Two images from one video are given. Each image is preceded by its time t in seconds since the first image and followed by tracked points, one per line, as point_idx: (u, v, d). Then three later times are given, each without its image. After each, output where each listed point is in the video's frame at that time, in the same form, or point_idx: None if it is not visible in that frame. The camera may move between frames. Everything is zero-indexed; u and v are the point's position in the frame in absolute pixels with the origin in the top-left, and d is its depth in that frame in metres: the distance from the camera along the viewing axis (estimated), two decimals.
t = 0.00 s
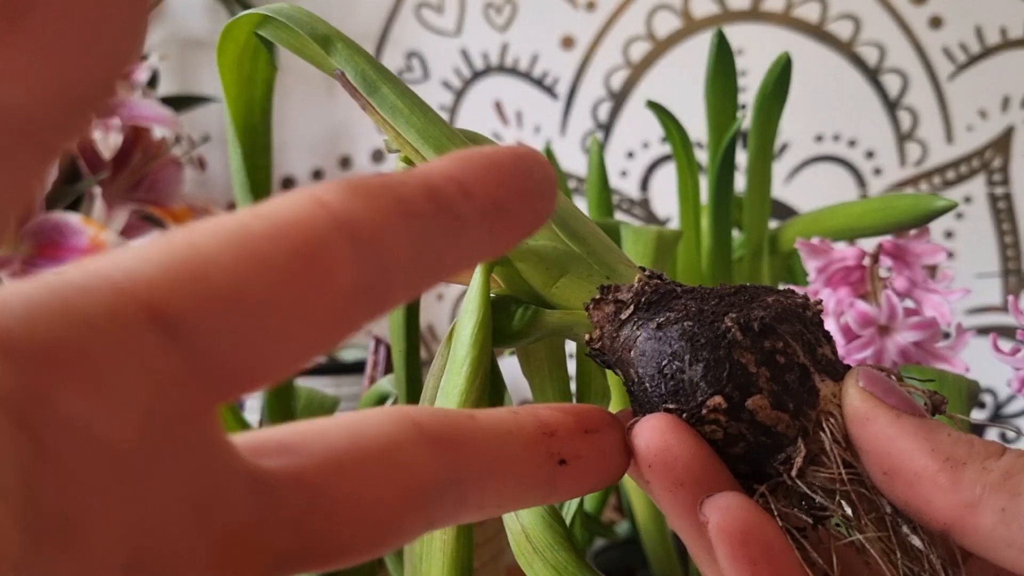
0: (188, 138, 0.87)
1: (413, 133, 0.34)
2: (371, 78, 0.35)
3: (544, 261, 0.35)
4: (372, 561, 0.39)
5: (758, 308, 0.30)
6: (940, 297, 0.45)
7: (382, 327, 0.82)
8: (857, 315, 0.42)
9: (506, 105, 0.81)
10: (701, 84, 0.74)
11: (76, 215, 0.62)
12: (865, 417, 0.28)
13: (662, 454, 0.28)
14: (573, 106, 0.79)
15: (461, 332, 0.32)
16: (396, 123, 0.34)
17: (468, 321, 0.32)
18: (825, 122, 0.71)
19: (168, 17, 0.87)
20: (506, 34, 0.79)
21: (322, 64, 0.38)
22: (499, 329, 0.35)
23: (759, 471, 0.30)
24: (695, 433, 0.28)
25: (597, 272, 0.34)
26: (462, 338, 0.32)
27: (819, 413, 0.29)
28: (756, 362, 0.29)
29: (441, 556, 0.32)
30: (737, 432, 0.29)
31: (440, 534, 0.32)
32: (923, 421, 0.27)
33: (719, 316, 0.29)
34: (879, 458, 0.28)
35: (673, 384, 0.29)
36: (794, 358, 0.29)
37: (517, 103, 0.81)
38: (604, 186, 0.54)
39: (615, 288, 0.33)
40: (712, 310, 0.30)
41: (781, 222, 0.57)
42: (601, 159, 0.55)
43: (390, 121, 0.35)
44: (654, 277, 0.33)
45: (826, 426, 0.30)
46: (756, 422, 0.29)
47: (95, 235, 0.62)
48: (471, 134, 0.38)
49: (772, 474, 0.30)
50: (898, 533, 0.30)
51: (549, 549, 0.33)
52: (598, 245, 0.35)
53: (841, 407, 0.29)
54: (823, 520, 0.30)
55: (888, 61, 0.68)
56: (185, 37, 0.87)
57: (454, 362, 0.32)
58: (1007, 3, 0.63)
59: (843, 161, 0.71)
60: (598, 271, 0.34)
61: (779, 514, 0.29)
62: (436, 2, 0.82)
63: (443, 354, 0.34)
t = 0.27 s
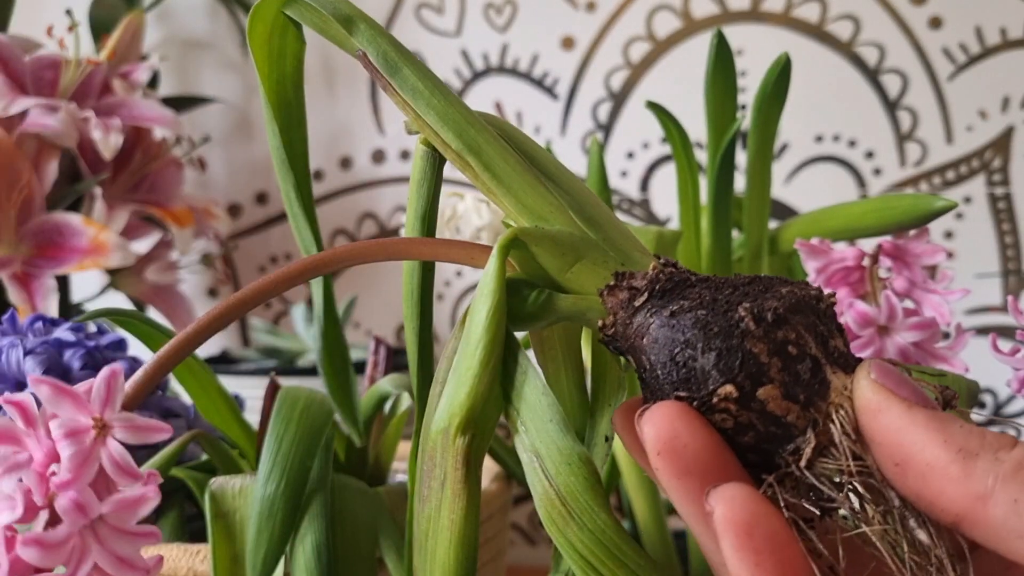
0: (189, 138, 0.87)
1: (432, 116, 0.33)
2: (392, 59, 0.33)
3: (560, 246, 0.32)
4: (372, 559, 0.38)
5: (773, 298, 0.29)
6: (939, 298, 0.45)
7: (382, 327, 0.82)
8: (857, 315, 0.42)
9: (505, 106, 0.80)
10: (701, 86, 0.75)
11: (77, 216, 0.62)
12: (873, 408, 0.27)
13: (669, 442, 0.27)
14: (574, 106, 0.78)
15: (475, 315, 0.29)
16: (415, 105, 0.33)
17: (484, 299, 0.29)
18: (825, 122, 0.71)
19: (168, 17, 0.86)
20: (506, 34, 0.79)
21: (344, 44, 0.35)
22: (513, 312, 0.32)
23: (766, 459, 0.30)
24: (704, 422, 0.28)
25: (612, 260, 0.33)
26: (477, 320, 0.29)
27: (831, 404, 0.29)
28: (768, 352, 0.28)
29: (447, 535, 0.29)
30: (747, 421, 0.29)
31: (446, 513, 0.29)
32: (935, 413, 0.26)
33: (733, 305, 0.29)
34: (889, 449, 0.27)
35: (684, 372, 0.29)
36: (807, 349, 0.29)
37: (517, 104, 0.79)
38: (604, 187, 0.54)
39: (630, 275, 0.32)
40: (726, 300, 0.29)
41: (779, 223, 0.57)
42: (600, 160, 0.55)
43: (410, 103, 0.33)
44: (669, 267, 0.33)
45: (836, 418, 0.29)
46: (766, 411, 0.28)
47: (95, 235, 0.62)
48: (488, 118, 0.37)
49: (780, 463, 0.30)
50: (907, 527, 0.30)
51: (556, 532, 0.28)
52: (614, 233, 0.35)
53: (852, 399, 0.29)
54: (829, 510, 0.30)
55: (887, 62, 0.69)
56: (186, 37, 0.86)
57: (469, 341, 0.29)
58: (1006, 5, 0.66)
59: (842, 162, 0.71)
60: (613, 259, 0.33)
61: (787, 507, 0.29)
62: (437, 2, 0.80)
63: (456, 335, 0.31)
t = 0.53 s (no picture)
0: (189, 139, 0.87)
1: (420, 133, 0.33)
2: (380, 77, 0.33)
3: (544, 263, 0.33)
4: (372, 559, 0.38)
5: (753, 316, 0.29)
6: (938, 297, 0.45)
7: (382, 327, 0.82)
8: (856, 315, 0.42)
9: (505, 106, 0.80)
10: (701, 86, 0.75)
11: (77, 217, 0.62)
12: (854, 425, 0.27)
13: (651, 458, 0.27)
14: (573, 106, 0.78)
15: (463, 330, 0.29)
16: (403, 123, 0.33)
17: (471, 316, 0.29)
18: (824, 122, 0.71)
19: (169, 18, 0.86)
20: (506, 34, 0.79)
21: (332, 61, 0.35)
22: (500, 327, 0.32)
23: (748, 475, 0.30)
24: (686, 438, 0.28)
25: (597, 275, 0.33)
26: (465, 336, 0.29)
27: (811, 421, 0.29)
28: (748, 370, 0.28)
29: (436, 549, 0.29)
30: (728, 438, 0.28)
31: (435, 528, 0.29)
32: (917, 430, 0.26)
33: (714, 322, 0.29)
34: (871, 465, 0.27)
35: (665, 390, 0.29)
36: (787, 366, 0.29)
37: (517, 104, 0.79)
38: (603, 186, 0.54)
39: (614, 290, 0.32)
40: (707, 317, 0.29)
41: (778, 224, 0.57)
42: (599, 161, 0.55)
43: (397, 120, 0.33)
44: (654, 282, 0.33)
45: (816, 435, 0.29)
46: (747, 429, 0.28)
47: (96, 236, 0.62)
48: (475, 133, 0.37)
49: (762, 479, 0.30)
50: (887, 543, 0.30)
51: (542, 544, 0.28)
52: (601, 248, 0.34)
53: (834, 416, 0.29)
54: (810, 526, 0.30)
55: (887, 62, 0.69)
56: (185, 38, 0.86)
57: (456, 358, 0.29)
58: (1006, 6, 0.66)
59: (842, 162, 0.71)
60: (598, 273, 0.33)
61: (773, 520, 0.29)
62: (436, 2, 0.80)
63: (446, 350, 0.31)
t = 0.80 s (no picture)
0: (188, 140, 0.87)
1: (429, 120, 0.33)
2: (390, 66, 0.34)
3: (553, 249, 0.33)
4: (370, 561, 0.38)
5: (762, 301, 0.29)
6: (935, 298, 0.44)
7: (381, 328, 0.82)
8: (852, 316, 0.42)
9: (504, 107, 0.80)
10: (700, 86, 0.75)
11: (76, 218, 0.62)
12: (863, 411, 0.27)
13: (661, 443, 0.27)
14: (572, 107, 0.78)
15: (472, 318, 0.29)
16: (412, 110, 0.33)
17: (479, 303, 0.29)
18: (823, 122, 0.71)
19: (168, 18, 0.86)
20: (504, 35, 0.79)
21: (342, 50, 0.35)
22: (509, 314, 0.32)
23: (758, 460, 0.30)
24: (695, 423, 0.28)
25: (606, 262, 0.33)
26: (472, 323, 0.29)
27: (821, 405, 0.29)
28: (757, 356, 0.28)
29: (444, 534, 0.29)
30: (737, 423, 0.28)
31: (444, 513, 0.29)
32: (925, 414, 0.26)
33: (723, 308, 0.29)
34: (880, 450, 0.27)
35: (674, 375, 0.29)
36: (797, 351, 0.29)
37: (515, 105, 0.79)
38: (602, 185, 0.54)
39: (624, 277, 0.32)
40: (716, 302, 0.29)
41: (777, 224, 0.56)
42: (597, 161, 0.55)
43: (406, 108, 0.33)
44: (663, 268, 0.32)
45: (826, 420, 0.29)
46: (756, 413, 0.28)
47: (94, 237, 0.62)
48: (485, 122, 0.37)
49: (772, 464, 0.29)
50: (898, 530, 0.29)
51: (550, 530, 0.28)
52: (610, 237, 0.34)
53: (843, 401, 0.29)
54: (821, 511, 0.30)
55: (886, 62, 0.69)
56: (184, 39, 0.86)
57: (465, 345, 0.29)
58: (1004, 6, 0.66)
59: (841, 162, 0.71)
60: (608, 261, 0.33)
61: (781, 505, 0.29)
62: (435, 3, 0.80)
63: (455, 338, 0.31)
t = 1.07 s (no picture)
0: (190, 140, 0.87)
1: (426, 139, 0.33)
2: (386, 86, 0.34)
3: (552, 265, 0.32)
4: (373, 560, 0.38)
5: (757, 315, 0.29)
6: (939, 297, 0.45)
7: (383, 328, 0.82)
8: (857, 315, 0.42)
9: (506, 107, 0.80)
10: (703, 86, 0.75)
11: (79, 218, 0.62)
12: (859, 423, 0.27)
13: (660, 456, 0.27)
14: (574, 107, 0.78)
15: (471, 335, 0.30)
16: (409, 130, 0.33)
17: (478, 320, 0.29)
18: (826, 122, 0.71)
19: (170, 19, 0.86)
20: (507, 35, 0.79)
21: (337, 71, 0.35)
22: (507, 330, 0.32)
23: (755, 473, 0.29)
24: (693, 436, 0.28)
25: (603, 277, 0.33)
26: (472, 339, 0.29)
27: (816, 418, 0.29)
28: (753, 369, 0.28)
29: (447, 550, 0.29)
30: (735, 436, 0.28)
31: (446, 529, 0.29)
32: (920, 425, 0.26)
33: (719, 321, 0.29)
34: (876, 461, 0.27)
35: (671, 389, 0.29)
36: (792, 364, 0.29)
37: (517, 105, 0.79)
38: (603, 186, 0.54)
39: (620, 291, 0.32)
40: (712, 316, 0.29)
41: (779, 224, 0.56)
42: (600, 162, 0.55)
43: (403, 127, 0.33)
44: (660, 282, 0.33)
45: (822, 431, 0.29)
46: (754, 426, 0.28)
47: (97, 238, 0.62)
48: (479, 137, 0.37)
49: (769, 477, 0.29)
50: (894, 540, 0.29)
51: (550, 543, 0.28)
52: (607, 251, 0.35)
53: (838, 413, 0.29)
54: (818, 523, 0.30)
55: (888, 62, 0.69)
56: (186, 39, 0.87)
57: (465, 361, 0.29)
58: (1006, 5, 0.66)
59: (843, 161, 0.71)
60: (605, 276, 0.33)
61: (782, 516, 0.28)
62: (437, 3, 0.80)
63: (454, 355, 0.31)
